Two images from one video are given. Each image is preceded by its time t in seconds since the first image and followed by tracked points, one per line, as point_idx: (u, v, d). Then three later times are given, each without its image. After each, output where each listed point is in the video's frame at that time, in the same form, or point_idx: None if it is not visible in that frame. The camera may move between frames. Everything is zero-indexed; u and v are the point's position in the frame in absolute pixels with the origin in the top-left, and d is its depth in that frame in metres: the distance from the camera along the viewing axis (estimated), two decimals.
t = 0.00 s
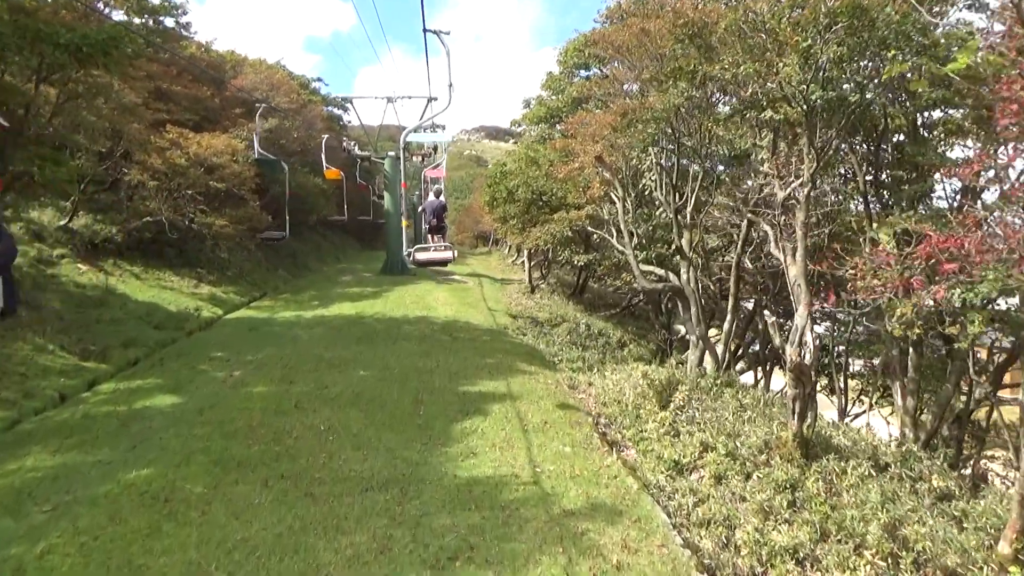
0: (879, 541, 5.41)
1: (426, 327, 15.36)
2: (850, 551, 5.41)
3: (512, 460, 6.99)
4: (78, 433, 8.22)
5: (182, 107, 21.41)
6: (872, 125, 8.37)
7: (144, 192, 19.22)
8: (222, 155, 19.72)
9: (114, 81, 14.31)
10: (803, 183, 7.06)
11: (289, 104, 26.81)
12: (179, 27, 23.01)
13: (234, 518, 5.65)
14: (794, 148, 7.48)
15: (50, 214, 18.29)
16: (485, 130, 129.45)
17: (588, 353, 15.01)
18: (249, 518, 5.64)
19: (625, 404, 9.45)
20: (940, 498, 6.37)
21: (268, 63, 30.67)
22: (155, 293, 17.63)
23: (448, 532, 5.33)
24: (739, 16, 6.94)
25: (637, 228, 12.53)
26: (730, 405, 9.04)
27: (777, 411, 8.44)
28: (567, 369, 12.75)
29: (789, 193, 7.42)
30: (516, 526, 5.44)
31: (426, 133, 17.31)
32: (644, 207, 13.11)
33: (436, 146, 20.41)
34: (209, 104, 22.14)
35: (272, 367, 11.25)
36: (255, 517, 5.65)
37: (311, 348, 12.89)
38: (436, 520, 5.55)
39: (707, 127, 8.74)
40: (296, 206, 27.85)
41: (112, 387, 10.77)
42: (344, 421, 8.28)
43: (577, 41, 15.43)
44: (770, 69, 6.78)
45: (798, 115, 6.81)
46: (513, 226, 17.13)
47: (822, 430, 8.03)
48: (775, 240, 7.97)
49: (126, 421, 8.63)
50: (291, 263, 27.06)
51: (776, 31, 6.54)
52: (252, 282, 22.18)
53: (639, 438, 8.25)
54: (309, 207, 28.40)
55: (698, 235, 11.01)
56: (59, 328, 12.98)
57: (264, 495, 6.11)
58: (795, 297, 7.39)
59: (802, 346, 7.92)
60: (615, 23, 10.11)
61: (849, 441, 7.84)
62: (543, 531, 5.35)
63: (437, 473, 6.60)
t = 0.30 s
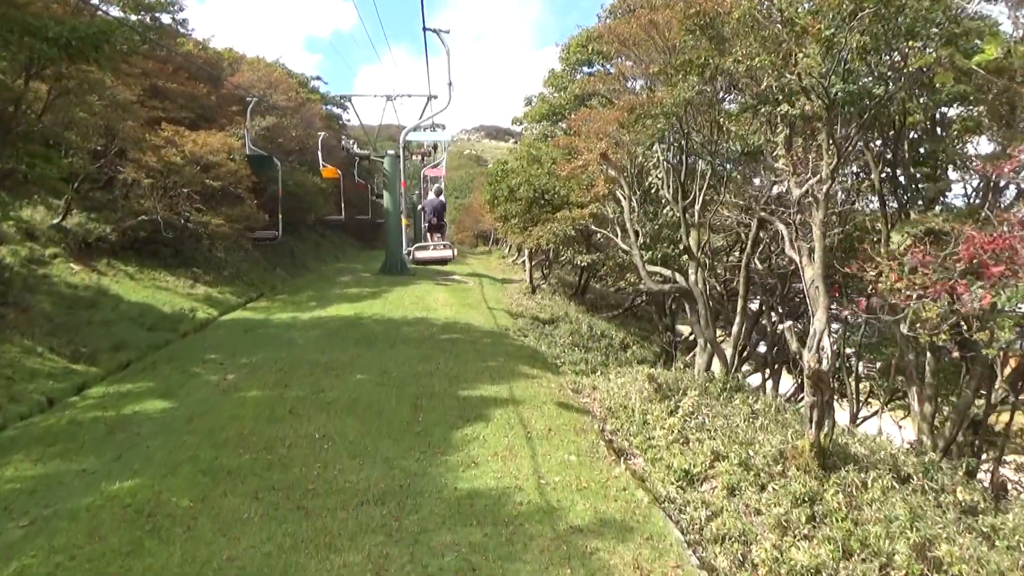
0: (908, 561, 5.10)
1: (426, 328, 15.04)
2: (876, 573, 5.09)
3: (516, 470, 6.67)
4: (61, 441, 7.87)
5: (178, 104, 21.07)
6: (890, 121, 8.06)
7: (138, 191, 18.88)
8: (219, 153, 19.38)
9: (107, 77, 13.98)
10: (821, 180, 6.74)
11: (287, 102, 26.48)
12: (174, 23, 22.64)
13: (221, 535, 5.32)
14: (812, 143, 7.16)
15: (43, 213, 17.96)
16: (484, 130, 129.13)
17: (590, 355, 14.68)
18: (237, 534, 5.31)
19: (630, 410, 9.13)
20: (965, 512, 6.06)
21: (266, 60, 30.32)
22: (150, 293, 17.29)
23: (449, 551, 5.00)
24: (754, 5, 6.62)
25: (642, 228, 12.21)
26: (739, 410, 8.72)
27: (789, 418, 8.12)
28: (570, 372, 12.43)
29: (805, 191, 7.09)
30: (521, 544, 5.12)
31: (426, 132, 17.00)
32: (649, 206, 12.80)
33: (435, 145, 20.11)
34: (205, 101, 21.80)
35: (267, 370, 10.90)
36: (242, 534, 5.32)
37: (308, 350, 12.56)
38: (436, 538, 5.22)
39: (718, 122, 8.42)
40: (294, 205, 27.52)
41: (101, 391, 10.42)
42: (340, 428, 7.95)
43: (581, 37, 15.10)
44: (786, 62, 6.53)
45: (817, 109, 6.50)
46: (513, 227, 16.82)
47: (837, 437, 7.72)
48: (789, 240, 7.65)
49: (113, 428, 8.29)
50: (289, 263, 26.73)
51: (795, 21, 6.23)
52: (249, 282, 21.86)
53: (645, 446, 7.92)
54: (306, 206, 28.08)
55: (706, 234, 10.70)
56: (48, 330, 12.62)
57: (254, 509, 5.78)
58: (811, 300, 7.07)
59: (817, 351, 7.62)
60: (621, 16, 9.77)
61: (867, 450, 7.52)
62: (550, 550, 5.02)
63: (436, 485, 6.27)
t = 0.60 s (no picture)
0: None
1: (426, 330, 14.70)
2: None
3: (521, 482, 6.32)
4: (44, 449, 7.53)
5: (175, 101, 20.76)
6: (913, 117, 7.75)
7: (133, 189, 18.54)
8: (216, 151, 19.06)
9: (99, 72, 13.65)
10: (842, 178, 6.43)
11: (286, 100, 26.16)
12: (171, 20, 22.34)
13: (205, 555, 4.98)
14: (831, 137, 6.89)
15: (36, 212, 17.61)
16: (485, 130, 128.83)
17: (593, 358, 14.36)
18: (223, 555, 4.97)
19: (637, 416, 8.80)
20: (999, 531, 5.70)
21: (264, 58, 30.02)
22: (144, 294, 16.94)
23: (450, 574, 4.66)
24: None
25: (649, 227, 11.90)
26: (751, 416, 8.38)
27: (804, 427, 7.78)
28: (573, 376, 12.09)
29: (825, 188, 6.79)
30: (527, 567, 4.77)
31: (426, 130, 16.68)
32: (655, 205, 12.49)
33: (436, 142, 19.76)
34: (202, 99, 21.48)
35: (262, 374, 10.56)
36: (229, 553, 4.98)
37: (304, 353, 12.22)
38: (435, 559, 4.88)
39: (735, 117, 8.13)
40: (293, 204, 27.19)
41: (88, 396, 10.07)
42: (336, 436, 7.61)
43: (585, 32, 14.78)
44: (807, 51, 6.19)
45: (840, 101, 6.16)
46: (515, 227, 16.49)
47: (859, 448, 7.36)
48: (807, 241, 7.32)
49: (99, 436, 7.95)
50: (287, 263, 26.40)
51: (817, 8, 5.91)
52: (246, 283, 21.51)
53: (654, 456, 7.58)
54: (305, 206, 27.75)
55: (714, 234, 10.38)
56: (37, 332, 12.27)
57: (242, 526, 5.45)
58: (830, 303, 6.75)
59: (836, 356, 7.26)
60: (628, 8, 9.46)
61: (887, 461, 7.16)
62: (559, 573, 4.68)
63: (436, 499, 5.93)
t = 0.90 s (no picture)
0: None
1: (426, 333, 14.37)
2: None
3: (526, 498, 5.99)
4: (24, 461, 7.18)
5: (170, 100, 20.43)
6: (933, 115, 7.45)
7: (127, 189, 18.20)
8: (211, 150, 18.73)
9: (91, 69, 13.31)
10: (865, 176, 6.12)
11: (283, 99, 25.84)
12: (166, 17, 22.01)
13: None
14: (851, 134, 6.60)
15: (28, 212, 17.27)
16: (484, 129, 128.54)
17: (596, 361, 14.04)
18: None
19: (644, 425, 8.48)
20: None
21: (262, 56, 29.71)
22: (137, 296, 16.59)
23: None
24: None
25: (654, 228, 11.60)
26: (763, 424, 8.06)
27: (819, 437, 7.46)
28: (576, 381, 11.75)
29: (845, 187, 6.48)
30: None
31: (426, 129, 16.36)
32: (661, 206, 12.19)
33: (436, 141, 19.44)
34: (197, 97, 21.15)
35: (256, 379, 10.22)
36: None
37: (299, 357, 11.88)
38: None
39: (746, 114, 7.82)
40: (290, 204, 26.85)
41: (75, 403, 9.72)
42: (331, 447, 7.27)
43: (588, 29, 14.46)
44: (826, 44, 5.91)
45: (864, 95, 5.84)
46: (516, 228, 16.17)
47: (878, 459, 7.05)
48: (824, 244, 7.01)
49: (83, 446, 7.59)
50: (284, 263, 26.06)
51: None
52: (243, 284, 21.17)
53: (663, 468, 7.26)
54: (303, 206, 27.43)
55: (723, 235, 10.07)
56: (25, 336, 11.92)
57: (230, 547, 5.11)
58: (850, 309, 6.44)
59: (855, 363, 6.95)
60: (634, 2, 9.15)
61: (909, 473, 6.83)
62: None
63: (436, 516, 5.60)
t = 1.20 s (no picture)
0: None
1: (425, 337, 14.04)
2: None
3: (531, 516, 5.66)
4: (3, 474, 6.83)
5: (164, 98, 20.09)
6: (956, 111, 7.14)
7: (120, 189, 17.85)
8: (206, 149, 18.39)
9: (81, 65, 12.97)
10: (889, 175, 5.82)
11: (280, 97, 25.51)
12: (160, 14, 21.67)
13: None
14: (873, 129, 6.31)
15: (19, 212, 16.92)
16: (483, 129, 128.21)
17: (599, 365, 13.70)
18: None
19: (651, 434, 8.16)
20: None
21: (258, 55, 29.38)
22: (130, 298, 16.23)
23: None
24: None
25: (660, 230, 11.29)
26: (776, 433, 7.74)
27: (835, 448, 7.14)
28: (579, 386, 11.42)
29: (867, 185, 6.18)
30: None
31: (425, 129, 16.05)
32: (666, 206, 11.88)
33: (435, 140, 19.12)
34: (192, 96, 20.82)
35: (249, 385, 9.88)
36: None
37: (295, 362, 11.54)
38: None
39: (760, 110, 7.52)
40: (287, 204, 26.51)
41: (61, 411, 9.37)
42: (325, 459, 6.93)
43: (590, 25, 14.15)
44: (847, 36, 5.65)
45: (890, 89, 5.54)
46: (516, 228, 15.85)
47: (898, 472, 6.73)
48: (844, 247, 6.69)
49: (65, 458, 7.25)
50: (281, 265, 25.71)
51: None
52: (239, 286, 20.82)
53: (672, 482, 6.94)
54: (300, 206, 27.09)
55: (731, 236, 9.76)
56: (12, 340, 11.55)
57: (215, 571, 4.77)
58: (871, 314, 6.13)
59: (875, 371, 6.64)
60: None
61: (932, 488, 6.50)
62: None
63: (436, 537, 5.26)
